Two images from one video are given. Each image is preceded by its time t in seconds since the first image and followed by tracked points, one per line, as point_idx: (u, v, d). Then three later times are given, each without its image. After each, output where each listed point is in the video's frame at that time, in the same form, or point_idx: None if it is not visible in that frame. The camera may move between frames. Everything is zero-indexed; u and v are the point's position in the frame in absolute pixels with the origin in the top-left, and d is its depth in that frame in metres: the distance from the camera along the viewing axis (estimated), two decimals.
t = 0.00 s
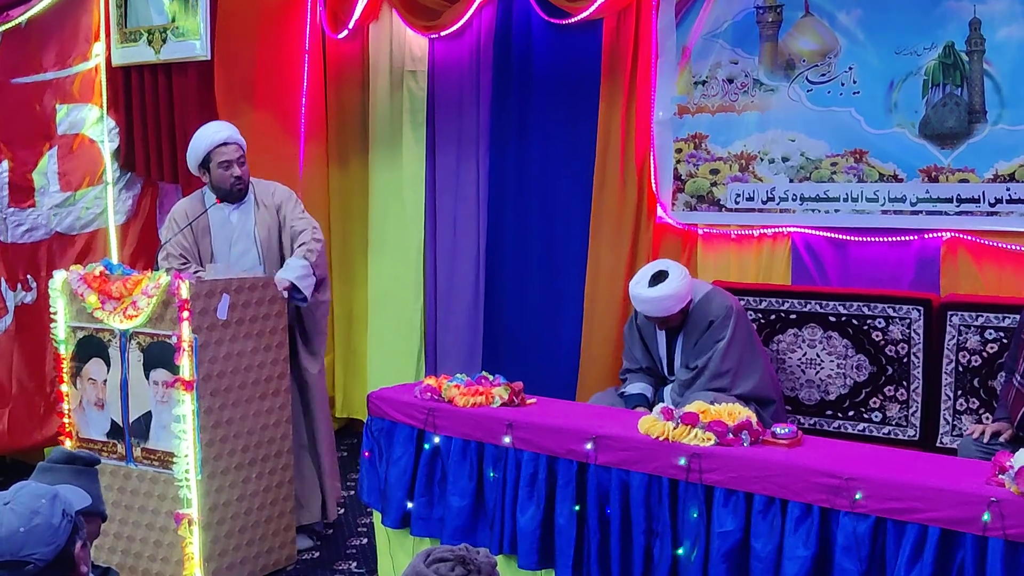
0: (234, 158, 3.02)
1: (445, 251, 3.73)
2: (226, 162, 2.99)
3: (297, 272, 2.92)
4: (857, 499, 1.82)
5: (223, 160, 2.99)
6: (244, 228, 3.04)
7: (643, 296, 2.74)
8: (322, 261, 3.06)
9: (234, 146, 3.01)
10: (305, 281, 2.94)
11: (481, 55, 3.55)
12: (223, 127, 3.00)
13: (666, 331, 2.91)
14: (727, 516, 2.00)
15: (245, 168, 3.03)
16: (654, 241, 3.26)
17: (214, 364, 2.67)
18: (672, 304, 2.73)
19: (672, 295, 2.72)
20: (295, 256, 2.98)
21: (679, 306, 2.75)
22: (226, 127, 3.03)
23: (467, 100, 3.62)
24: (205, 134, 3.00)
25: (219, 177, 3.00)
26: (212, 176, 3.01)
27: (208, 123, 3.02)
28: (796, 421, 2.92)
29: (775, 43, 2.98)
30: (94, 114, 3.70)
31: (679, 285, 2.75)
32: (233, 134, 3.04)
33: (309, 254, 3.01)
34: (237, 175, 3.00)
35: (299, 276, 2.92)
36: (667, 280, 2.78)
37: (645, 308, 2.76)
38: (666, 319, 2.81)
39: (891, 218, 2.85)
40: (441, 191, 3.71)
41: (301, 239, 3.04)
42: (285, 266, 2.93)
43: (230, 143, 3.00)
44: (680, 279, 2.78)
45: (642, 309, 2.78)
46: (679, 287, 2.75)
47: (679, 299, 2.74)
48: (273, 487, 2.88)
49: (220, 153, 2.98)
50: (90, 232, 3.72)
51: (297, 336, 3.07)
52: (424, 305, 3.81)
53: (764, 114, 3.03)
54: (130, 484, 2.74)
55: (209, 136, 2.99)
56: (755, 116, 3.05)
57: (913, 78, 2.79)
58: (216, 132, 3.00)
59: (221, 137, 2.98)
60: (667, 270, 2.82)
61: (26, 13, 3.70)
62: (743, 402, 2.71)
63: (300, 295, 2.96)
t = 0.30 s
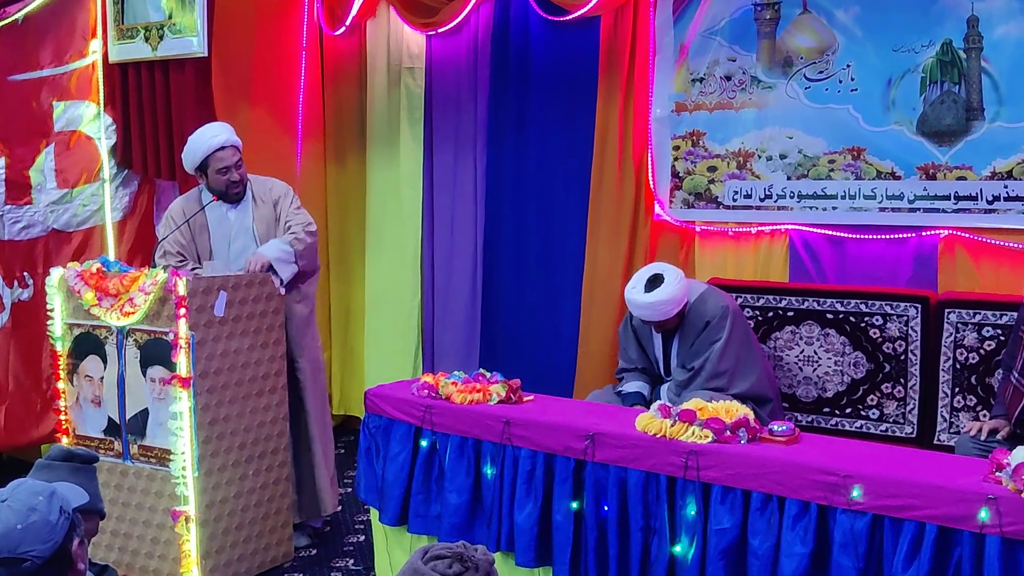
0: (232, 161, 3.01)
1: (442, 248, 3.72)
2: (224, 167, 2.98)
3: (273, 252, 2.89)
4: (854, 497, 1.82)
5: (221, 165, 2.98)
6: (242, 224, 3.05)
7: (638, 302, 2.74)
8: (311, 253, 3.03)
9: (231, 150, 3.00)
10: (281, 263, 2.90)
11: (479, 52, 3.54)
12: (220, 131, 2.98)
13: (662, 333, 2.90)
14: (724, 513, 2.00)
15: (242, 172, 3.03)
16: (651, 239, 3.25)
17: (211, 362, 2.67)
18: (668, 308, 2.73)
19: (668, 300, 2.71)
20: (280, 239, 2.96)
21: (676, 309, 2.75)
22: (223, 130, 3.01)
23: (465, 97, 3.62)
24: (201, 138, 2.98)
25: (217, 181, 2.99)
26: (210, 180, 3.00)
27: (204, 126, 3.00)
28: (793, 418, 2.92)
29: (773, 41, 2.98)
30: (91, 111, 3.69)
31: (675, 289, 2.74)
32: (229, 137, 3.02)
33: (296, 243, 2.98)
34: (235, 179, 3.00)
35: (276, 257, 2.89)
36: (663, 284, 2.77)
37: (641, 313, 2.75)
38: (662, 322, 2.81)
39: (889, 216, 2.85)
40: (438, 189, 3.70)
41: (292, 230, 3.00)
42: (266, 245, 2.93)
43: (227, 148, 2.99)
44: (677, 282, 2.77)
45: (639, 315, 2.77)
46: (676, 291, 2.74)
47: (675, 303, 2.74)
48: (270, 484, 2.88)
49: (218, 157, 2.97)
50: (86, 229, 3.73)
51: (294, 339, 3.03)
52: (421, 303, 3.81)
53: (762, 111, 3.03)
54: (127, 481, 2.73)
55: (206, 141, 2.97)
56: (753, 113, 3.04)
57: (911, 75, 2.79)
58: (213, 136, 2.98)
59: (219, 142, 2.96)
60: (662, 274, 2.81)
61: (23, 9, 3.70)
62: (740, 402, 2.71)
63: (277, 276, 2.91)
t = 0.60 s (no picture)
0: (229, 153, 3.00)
1: (440, 244, 3.72)
2: (221, 158, 2.98)
3: (280, 232, 2.93)
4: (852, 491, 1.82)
5: (218, 157, 2.97)
6: (239, 220, 3.05)
7: (634, 294, 2.75)
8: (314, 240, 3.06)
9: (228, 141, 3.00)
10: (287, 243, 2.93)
11: (477, 47, 3.53)
12: (214, 122, 2.97)
13: (660, 327, 2.90)
14: (722, 507, 2.01)
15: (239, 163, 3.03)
16: (650, 234, 3.25)
17: (209, 356, 2.67)
18: (664, 301, 2.73)
19: (665, 293, 2.72)
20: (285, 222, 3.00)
21: (671, 302, 2.75)
22: (219, 122, 3.00)
23: (462, 91, 3.61)
24: (197, 130, 2.97)
25: (215, 173, 2.99)
26: (207, 172, 2.99)
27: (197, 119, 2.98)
28: (791, 413, 2.93)
29: (771, 35, 2.98)
30: (89, 106, 3.69)
31: (672, 282, 2.76)
32: (224, 127, 3.01)
33: (301, 226, 3.02)
34: (233, 170, 3.00)
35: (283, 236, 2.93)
36: (660, 277, 2.78)
37: (636, 305, 2.76)
38: (660, 316, 2.81)
39: (887, 210, 2.85)
40: (436, 183, 3.70)
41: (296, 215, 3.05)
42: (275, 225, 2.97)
43: (224, 138, 2.98)
44: (674, 276, 2.78)
45: (635, 307, 2.77)
46: (673, 284, 2.75)
47: (672, 296, 2.74)
48: (268, 479, 2.88)
49: (215, 150, 2.96)
50: (83, 224, 3.73)
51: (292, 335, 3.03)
52: (419, 298, 3.80)
53: (760, 106, 3.02)
54: (125, 475, 2.74)
55: (202, 132, 2.96)
56: (751, 108, 3.04)
57: (909, 70, 2.79)
58: (208, 127, 2.97)
59: (215, 133, 2.95)
60: (660, 268, 2.83)
61: (20, 5, 3.67)
62: (738, 396, 2.71)
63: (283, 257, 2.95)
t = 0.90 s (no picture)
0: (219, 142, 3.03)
1: (436, 240, 3.71)
2: (210, 146, 3.01)
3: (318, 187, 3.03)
4: (848, 486, 1.83)
5: (207, 145, 3.01)
6: (233, 211, 3.03)
7: (632, 291, 2.75)
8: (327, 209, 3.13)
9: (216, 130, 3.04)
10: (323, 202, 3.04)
11: (473, 43, 3.51)
12: (201, 112, 3.04)
13: (657, 323, 2.90)
14: (719, 503, 2.01)
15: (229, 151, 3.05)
16: (646, 230, 3.25)
17: (206, 352, 2.67)
18: (662, 297, 2.74)
19: (661, 289, 2.72)
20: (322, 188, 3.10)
21: (669, 299, 2.75)
22: (207, 113, 3.06)
23: (459, 85, 3.60)
24: (186, 122, 3.03)
25: (206, 162, 3.02)
26: (198, 163, 3.03)
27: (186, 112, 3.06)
28: (787, 409, 2.93)
29: (768, 31, 2.98)
30: (84, 101, 3.70)
31: (668, 279, 2.76)
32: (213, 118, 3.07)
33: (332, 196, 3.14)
34: (223, 157, 3.02)
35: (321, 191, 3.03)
36: (657, 274, 2.79)
37: (633, 302, 2.76)
38: (656, 312, 2.81)
39: (883, 206, 2.86)
40: (432, 179, 3.69)
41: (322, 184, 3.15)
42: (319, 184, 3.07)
43: (212, 127, 3.03)
44: (670, 272, 2.79)
45: (633, 304, 2.78)
46: (669, 281, 2.75)
47: (668, 292, 2.75)
48: (265, 475, 2.88)
49: (203, 137, 3.01)
50: (80, 220, 3.73)
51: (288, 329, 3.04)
52: (415, 294, 3.80)
53: (757, 101, 3.02)
54: (121, 472, 2.73)
55: (190, 123, 3.02)
56: (748, 104, 3.04)
57: (905, 65, 2.79)
58: (196, 118, 3.04)
59: (201, 122, 3.01)
60: (657, 264, 2.83)
61: None
62: (734, 392, 2.71)
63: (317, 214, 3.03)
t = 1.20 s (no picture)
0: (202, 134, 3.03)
1: (429, 237, 3.70)
2: (191, 138, 3.02)
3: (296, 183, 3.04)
4: (840, 484, 1.83)
5: (188, 136, 3.02)
6: (225, 208, 3.02)
7: (624, 288, 2.75)
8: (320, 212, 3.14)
9: (201, 123, 3.03)
10: (297, 198, 3.03)
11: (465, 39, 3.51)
12: (194, 104, 3.05)
13: (648, 321, 2.90)
14: (710, 501, 2.01)
15: (210, 145, 3.02)
16: (638, 227, 3.24)
17: (197, 350, 2.67)
18: (654, 295, 2.74)
19: (653, 287, 2.73)
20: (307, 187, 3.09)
21: (659, 296, 2.75)
22: (201, 105, 3.06)
23: (451, 83, 3.59)
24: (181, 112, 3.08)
25: (188, 153, 3.04)
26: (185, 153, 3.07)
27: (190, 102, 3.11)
28: (779, 406, 2.93)
29: (759, 28, 2.98)
30: (75, 99, 3.68)
31: (660, 276, 2.76)
32: (206, 111, 3.05)
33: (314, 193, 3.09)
34: (201, 151, 3.01)
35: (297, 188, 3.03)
36: (649, 271, 2.79)
37: (625, 300, 2.76)
38: (647, 310, 2.81)
39: (875, 204, 2.86)
40: (424, 176, 3.68)
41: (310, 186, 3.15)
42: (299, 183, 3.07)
43: (198, 120, 3.03)
44: (662, 270, 2.79)
45: (624, 301, 2.78)
46: (661, 278, 2.75)
47: (660, 290, 2.75)
48: (256, 473, 2.88)
49: (187, 128, 3.03)
50: (71, 218, 3.71)
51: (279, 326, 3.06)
52: (407, 292, 3.79)
53: (748, 99, 3.02)
54: (112, 470, 2.73)
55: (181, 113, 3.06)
56: (739, 101, 3.04)
57: (897, 63, 2.79)
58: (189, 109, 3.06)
59: (188, 114, 3.02)
60: (649, 261, 2.82)
61: None
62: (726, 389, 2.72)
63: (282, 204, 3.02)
